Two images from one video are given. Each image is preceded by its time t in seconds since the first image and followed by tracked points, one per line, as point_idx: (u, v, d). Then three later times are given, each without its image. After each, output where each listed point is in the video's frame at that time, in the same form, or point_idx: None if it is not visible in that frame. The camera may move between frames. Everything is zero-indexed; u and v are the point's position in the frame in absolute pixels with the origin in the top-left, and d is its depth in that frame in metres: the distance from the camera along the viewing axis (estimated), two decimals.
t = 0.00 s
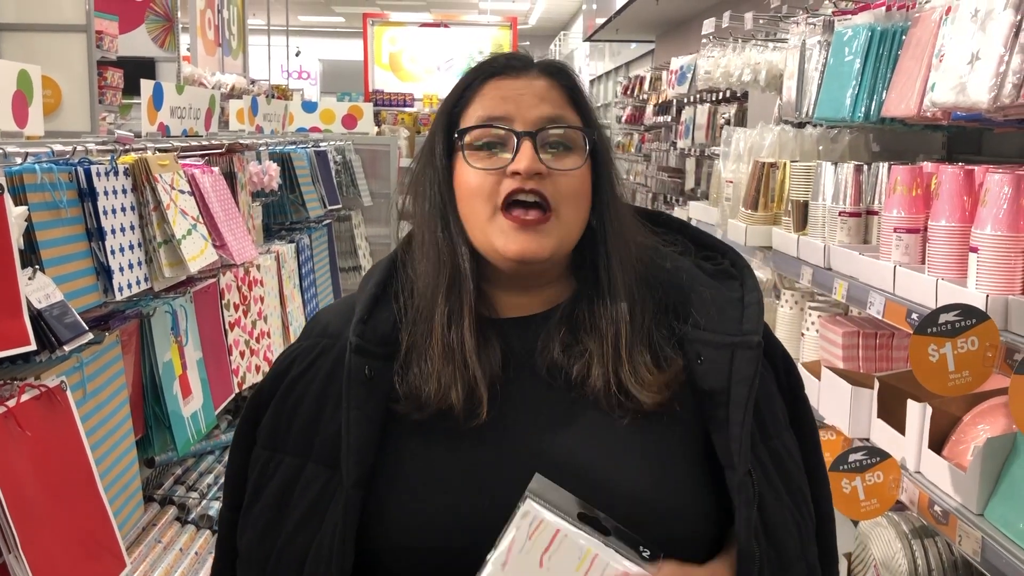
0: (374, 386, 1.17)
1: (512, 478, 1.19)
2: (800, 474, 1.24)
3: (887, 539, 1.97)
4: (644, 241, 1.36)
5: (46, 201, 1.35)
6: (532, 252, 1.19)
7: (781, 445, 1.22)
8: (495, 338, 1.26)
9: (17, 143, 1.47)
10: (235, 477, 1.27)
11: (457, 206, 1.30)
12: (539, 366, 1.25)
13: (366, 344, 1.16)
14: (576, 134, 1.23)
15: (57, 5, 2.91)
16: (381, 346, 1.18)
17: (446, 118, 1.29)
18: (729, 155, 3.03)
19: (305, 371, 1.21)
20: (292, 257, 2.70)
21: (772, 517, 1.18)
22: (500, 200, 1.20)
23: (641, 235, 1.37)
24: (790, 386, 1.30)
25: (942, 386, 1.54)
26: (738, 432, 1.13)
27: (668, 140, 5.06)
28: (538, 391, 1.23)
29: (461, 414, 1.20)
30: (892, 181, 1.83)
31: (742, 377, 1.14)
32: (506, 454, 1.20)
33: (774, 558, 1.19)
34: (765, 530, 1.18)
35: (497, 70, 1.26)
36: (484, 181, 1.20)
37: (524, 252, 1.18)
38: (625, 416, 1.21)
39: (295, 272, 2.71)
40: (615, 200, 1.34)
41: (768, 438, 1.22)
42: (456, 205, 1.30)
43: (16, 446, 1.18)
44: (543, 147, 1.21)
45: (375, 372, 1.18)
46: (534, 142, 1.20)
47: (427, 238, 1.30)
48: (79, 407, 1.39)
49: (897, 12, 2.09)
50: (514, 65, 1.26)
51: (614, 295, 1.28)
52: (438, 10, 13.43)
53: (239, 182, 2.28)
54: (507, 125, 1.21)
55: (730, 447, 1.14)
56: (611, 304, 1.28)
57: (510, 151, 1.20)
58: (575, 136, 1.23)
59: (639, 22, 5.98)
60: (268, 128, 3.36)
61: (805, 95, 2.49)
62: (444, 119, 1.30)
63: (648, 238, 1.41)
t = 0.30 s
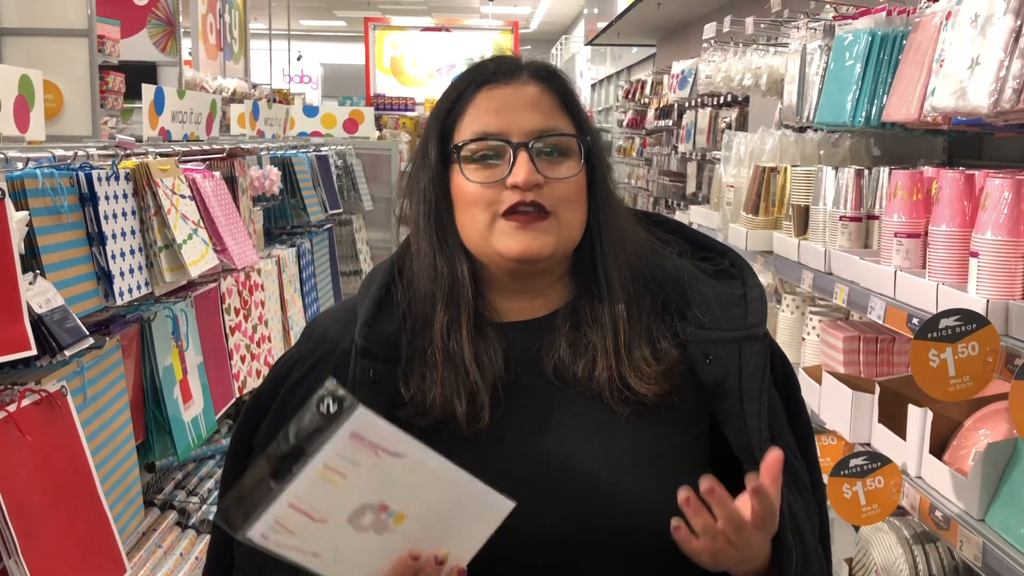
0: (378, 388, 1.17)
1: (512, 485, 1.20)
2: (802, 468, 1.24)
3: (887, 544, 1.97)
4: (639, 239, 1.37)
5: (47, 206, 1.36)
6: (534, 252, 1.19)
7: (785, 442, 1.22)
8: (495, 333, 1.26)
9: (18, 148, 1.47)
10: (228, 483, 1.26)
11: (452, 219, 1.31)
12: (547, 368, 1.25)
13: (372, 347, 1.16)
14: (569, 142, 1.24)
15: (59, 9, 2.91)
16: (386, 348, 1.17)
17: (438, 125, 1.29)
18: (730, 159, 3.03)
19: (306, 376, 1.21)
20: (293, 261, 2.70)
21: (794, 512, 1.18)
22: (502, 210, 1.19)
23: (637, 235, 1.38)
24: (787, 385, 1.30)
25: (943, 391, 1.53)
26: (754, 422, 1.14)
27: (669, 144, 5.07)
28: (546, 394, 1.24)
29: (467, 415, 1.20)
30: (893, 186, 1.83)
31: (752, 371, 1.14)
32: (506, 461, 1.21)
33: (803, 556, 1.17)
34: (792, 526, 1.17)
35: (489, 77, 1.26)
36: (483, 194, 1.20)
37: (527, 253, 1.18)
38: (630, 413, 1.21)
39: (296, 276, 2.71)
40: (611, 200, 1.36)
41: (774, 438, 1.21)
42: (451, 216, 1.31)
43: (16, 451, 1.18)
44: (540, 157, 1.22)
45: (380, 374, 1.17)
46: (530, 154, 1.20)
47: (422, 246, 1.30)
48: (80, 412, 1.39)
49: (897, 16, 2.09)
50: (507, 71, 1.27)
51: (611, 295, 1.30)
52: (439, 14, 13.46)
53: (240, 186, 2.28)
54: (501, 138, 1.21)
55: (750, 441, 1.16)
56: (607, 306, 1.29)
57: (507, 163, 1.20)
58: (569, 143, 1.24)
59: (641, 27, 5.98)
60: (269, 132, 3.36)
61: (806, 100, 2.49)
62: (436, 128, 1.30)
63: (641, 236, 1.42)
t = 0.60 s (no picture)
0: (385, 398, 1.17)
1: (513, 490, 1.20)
2: (797, 479, 1.24)
3: (890, 550, 1.97)
4: (637, 248, 1.38)
5: (50, 212, 1.36)
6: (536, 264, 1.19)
7: (780, 451, 1.23)
8: (496, 340, 1.27)
9: (22, 153, 1.48)
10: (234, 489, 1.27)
11: (454, 231, 1.31)
12: (548, 378, 1.25)
13: (377, 357, 1.16)
14: (572, 156, 1.24)
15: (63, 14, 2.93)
16: (391, 358, 1.17)
17: (439, 135, 1.30)
18: (732, 164, 3.04)
19: (309, 384, 1.21)
20: (296, 266, 2.70)
21: (778, 524, 1.19)
22: (502, 222, 1.20)
23: (636, 243, 1.38)
24: (786, 393, 1.30)
25: (945, 398, 1.53)
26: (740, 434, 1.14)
27: (671, 149, 5.07)
28: (549, 402, 1.24)
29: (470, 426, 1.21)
30: (894, 192, 1.83)
31: (746, 385, 1.15)
32: (508, 466, 1.21)
33: (780, 565, 1.19)
34: (772, 539, 1.18)
35: (489, 89, 1.27)
36: (484, 206, 1.21)
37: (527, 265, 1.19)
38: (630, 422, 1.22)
39: (299, 281, 2.72)
40: (610, 208, 1.36)
41: (769, 447, 1.22)
42: (452, 228, 1.32)
43: (19, 456, 1.19)
44: (541, 170, 1.22)
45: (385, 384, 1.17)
46: (532, 166, 1.21)
47: (426, 256, 1.31)
48: (83, 416, 1.40)
49: (898, 22, 2.10)
50: (510, 78, 1.28)
51: (610, 304, 1.30)
52: (442, 19, 13.49)
53: (243, 192, 2.29)
54: (504, 150, 1.22)
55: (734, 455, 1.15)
56: (608, 315, 1.29)
57: (508, 174, 1.21)
58: (569, 155, 1.24)
59: (642, 32, 6.00)
60: (272, 137, 3.37)
61: (807, 105, 2.49)
62: (437, 138, 1.31)
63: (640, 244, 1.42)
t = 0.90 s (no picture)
0: (385, 394, 1.18)
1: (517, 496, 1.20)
2: (806, 494, 1.24)
3: (893, 555, 1.96)
4: (643, 253, 1.38)
5: (55, 216, 1.37)
6: (523, 269, 1.21)
7: (786, 464, 1.23)
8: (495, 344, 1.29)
9: (27, 157, 1.48)
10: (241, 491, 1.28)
11: (453, 240, 1.38)
12: (546, 385, 1.26)
13: (380, 354, 1.18)
14: (569, 163, 1.24)
15: (68, 18, 2.93)
16: (393, 355, 1.19)
17: (438, 144, 1.35)
18: (735, 169, 3.04)
19: (316, 381, 1.22)
20: (299, 271, 2.71)
21: (781, 538, 1.18)
22: (491, 228, 1.22)
23: (642, 248, 1.38)
24: (798, 405, 1.31)
25: (948, 403, 1.54)
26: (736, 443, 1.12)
27: (674, 153, 5.08)
28: (547, 408, 1.25)
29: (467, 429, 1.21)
30: (898, 197, 1.83)
31: (741, 391, 1.14)
32: (512, 471, 1.22)
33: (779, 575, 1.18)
34: (774, 551, 1.18)
35: (484, 95, 1.29)
36: (476, 212, 1.23)
37: (520, 268, 1.21)
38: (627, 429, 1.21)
39: (302, 285, 2.72)
40: (618, 211, 1.35)
41: (773, 457, 1.22)
42: (451, 237, 1.38)
43: (23, 460, 1.19)
44: (532, 175, 1.23)
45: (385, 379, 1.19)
46: (522, 172, 1.22)
47: (426, 263, 1.36)
48: (87, 420, 1.40)
49: (901, 28, 2.11)
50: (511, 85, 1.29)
51: (613, 309, 1.30)
52: (445, 23, 13.52)
53: (246, 196, 2.29)
54: (495, 157, 1.24)
55: (729, 461, 1.14)
56: (605, 323, 1.29)
57: (498, 182, 1.22)
58: (564, 161, 1.24)
59: (645, 37, 6.00)
60: (275, 142, 3.38)
61: (810, 110, 2.49)
62: (438, 146, 1.35)
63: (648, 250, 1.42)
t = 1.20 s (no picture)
0: (369, 374, 1.26)
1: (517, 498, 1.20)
2: (809, 501, 1.23)
3: (895, 558, 1.96)
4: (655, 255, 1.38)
5: (56, 217, 1.36)
6: (507, 284, 1.24)
7: (786, 468, 1.22)
8: (494, 343, 1.32)
9: (28, 158, 1.48)
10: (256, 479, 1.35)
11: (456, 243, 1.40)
12: (535, 387, 1.29)
13: (368, 335, 1.26)
14: (560, 185, 1.25)
15: (70, 18, 2.93)
16: (386, 340, 1.28)
17: (442, 149, 1.37)
18: (737, 171, 3.04)
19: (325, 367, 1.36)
20: (301, 271, 2.71)
21: (774, 541, 1.18)
22: (480, 243, 1.26)
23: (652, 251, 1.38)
24: (804, 410, 1.30)
25: (951, 406, 1.53)
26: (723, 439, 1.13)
27: (675, 155, 5.09)
28: (541, 409, 1.27)
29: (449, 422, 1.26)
30: (900, 199, 1.82)
31: (728, 384, 1.14)
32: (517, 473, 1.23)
33: None
34: (766, 553, 1.18)
35: (484, 107, 1.28)
36: (467, 227, 1.27)
37: (504, 278, 1.23)
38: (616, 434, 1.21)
39: (303, 286, 2.72)
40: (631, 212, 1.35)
41: (773, 461, 1.22)
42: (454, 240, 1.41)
43: (24, 460, 1.19)
44: (521, 193, 1.24)
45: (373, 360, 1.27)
46: (511, 191, 1.24)
47: (430, 262, 1.39)
48: (87, 421, 1.40)
49: (904, 30, 2.10)
50: (510, 97, 1.28)
51: (607, 314, 1.29)
52: (446, 24, 13.52)
53: (248, 197, 2.29)
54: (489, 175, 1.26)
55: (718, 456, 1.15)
56: (596, 329, 1.29)
57: (488, 199, 1.25)
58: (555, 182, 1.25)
59: (646, 39, 6.01)
60: (277, 143, 3.38)
61: (813, 112, 2.49)
62: (442, 155, 1.38)
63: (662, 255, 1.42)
